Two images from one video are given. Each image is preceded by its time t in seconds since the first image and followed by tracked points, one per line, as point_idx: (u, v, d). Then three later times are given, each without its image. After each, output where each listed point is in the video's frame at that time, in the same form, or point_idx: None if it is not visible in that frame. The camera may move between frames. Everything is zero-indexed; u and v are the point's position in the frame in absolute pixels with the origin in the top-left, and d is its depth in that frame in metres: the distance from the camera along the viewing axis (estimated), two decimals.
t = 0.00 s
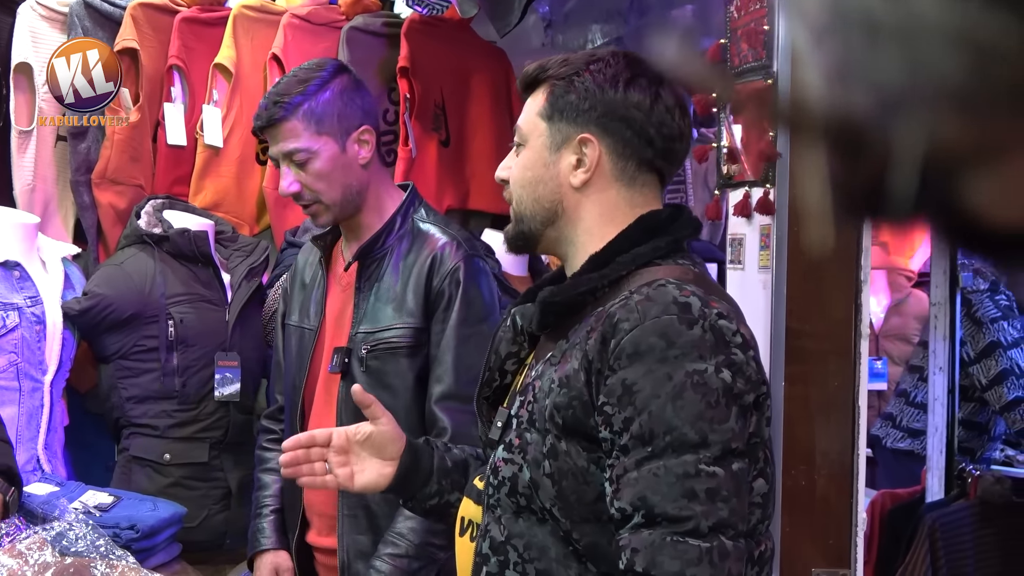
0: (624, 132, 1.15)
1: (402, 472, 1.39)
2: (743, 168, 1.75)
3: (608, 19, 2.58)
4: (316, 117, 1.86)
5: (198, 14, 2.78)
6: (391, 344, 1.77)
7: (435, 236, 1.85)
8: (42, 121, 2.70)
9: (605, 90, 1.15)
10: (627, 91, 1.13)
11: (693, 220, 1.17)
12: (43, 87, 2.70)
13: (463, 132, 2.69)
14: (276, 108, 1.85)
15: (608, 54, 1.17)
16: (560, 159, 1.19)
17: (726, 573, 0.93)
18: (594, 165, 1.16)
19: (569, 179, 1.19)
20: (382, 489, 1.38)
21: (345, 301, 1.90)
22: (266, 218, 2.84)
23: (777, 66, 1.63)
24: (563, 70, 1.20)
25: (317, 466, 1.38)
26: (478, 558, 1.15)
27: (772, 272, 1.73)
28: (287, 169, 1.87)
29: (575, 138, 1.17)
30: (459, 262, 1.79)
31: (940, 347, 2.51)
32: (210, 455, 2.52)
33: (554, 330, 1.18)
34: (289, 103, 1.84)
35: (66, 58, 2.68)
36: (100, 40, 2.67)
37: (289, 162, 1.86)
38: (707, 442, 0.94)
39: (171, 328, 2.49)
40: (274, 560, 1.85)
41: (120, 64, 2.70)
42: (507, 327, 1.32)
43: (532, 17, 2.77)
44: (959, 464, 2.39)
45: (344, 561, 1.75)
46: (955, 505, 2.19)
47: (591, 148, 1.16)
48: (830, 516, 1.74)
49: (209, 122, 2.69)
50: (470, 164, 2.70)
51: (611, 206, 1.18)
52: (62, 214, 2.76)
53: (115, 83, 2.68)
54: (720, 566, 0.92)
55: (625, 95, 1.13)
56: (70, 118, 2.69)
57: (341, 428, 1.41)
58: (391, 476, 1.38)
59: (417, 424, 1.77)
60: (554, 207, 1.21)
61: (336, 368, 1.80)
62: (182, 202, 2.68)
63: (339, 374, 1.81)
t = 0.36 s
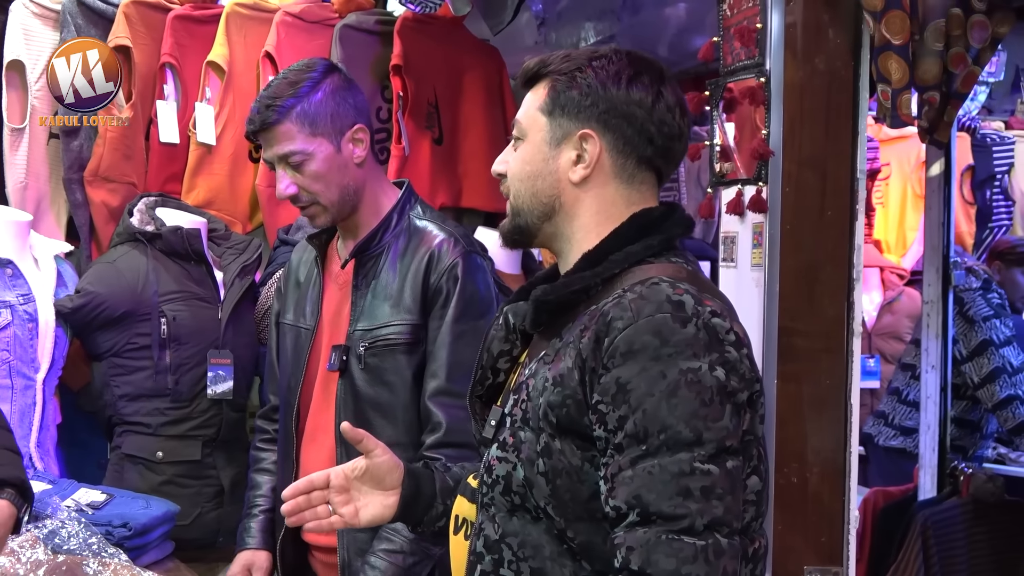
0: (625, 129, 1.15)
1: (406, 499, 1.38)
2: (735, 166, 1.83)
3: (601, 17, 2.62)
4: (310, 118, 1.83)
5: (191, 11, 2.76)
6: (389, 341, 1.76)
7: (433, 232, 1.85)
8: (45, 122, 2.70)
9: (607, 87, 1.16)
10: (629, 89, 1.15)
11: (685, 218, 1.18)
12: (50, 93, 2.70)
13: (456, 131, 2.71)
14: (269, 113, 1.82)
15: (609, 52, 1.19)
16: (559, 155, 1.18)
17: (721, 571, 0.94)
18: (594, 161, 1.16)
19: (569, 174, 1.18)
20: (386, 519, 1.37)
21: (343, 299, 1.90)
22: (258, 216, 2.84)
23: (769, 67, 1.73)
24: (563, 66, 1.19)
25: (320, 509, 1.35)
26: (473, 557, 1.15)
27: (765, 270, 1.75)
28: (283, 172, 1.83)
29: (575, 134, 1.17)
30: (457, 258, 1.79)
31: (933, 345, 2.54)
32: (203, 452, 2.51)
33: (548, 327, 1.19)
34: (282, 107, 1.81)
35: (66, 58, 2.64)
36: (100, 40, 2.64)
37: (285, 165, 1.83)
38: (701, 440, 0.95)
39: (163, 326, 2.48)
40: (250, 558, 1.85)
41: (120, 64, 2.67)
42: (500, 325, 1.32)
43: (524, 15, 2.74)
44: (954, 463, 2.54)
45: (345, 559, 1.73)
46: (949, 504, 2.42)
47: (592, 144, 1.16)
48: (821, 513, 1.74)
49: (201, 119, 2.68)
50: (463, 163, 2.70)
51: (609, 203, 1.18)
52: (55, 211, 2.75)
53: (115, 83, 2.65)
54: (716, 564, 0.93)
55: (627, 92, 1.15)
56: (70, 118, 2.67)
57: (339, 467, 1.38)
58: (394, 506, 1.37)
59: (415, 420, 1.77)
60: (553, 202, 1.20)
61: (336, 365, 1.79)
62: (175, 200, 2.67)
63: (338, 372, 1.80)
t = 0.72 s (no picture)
0: (610, 127, 1.16)
1: (397, 493, 1.39)
2: (728, 164, 1.83)
3: (594, 16, 2.61)
4: (311, 116, 1.81)
5: (184, 8, 2.76)
6: (390, 335, 1.76)
7: (437, 226, 1.86)
8: (46, 122, 2.70)
9: (589, 86, 1.16)
10: (611, 86, 1.16)
11: (677, 215, 1.18)
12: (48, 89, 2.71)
13: (450, 129, 2.71)
14: (270, 110, 1.80)
15: (589, 50, 1.19)
16: (547, 157, 1.19)
17: (713, 568, 0.94)
18: (580, 161, 1.17)
19: (556, 175, 1.19)
20: (378, 513, 1.37)
21: (343, 291, 1.89)
22: (251, 214, 2.84)
23: (762, 65, 1.73)
24: (545, 67, 1.20)
25: (312, 505, 1.31)
26: (466, 555, 1.16)
27: (757, 268, 1.75)
28: (288, 171, 1.81)
29: (561, 135, 1.17)
30: (463, 253, 1.81)
31: (924, 343, 2.58)
32: (195, 450, 2.51)
33: (541, 325, 1.19)
34: (281, 104, 1.79)
35: (66, 58, 2.65)
36: (100, 40, 2.66)
37: (288, 163, 1.81)
38: (694, 438, 0.96)
39: (156, 324, 2.48)
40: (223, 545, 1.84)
41: (120, 64, 2.69)
42: (493, 324, 1.33)
43: (518, 13, 2.77)
44: (946, 462, 2.57)
45: (336, 555, 1.73)
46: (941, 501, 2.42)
47: (578, 145, 1.17)
48: (814, 510, 1.76)
49: (194, 117, 2.67)
50: (456, 160, 2.70)
51: (599, 202, 1.19)
52: (48, 209, 2.74)
53: (115, 83, 2.66)
54: (709, 561, 0.94)
55: (609, 91, 1.16)
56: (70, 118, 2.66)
57: (329, 462, 1.34)
58: (386, 500, 1.37)
59: (413, 416, 1.77)
60: (542, 205, 1.21)
61: (332, 358, 1.78)
62: (167, 198, 2.66)
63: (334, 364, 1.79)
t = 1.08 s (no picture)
0: (588, 132, 1.16)
1: (394, 458, 1.40)
2: (720, 162, 1.83)
3: (586, 14, 2.61)
4: (318, 112, 1.79)
5: (175, 8, 2.76)
6: (397, 330, 1.76)
7: (444, 223, 1.86)
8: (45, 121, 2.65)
9: (564, 92, 1.16)
10: (586, 91, 1.16)
11: (670, 214, 1.19)
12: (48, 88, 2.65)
13: (442, 129, 2.70)
14: (276, 106, 1.78)
15: (559, 53, 1.19)
16: (528, 165, 1.20)
17: (716, 563, 0.95)
18: (562, 168, 1.18)
19: (538, 184, 1.20)
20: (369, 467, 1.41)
21: (345, 286, 1.88)
22: (243, 213, 2.84)
23: (753, 63, 1.75)
24: (522, 73, 1.20)
25: (321, 419, 1.46)
26: (463, 553, 1.16)
27: (750, 267, 1.76)
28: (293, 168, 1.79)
29: (540, 144, 1.18)
30: (472, 253, 1.81)
31: (918, 341, 2.59)
32: (189, 450, 2.51)
33: (536, 325, 1.19)
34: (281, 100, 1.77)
35: (66, 58, 2.63)
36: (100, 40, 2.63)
37: (293, 159, 1.79)
38: (696, 435, 0.97)
39: (149, 324, 2.48)
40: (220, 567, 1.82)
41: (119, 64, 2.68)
42: (483, 322, 1.33)
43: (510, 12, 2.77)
44: (939, 459, 2.60)
45: (339, 556, 1.73)
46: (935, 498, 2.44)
47: (558, 153, 1.17)
48: (808, 508, 1.77)
49: (187, 117, 2.66)
50: (449, 159, 2.71)
51: (585, 206, 1.20)
52: (39, 209, 2.72)
53: (115, 83, 2.66)
54: (712, 557, 0.95)
55: (585, 95, 1.16)
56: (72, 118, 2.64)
57: (356, 397, 1.45)
58: (380, 460, 1.40)
59: (419, 413, 1.76)
60: (527, 213, 1.22)
61: (337, 353, 1.77)
62: (160, 198, 2.66)
63: (338, 359, 1.78)
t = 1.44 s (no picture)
0: (586, 129, 1.17)
1: (383, 460, 1.40)
2: (712, 162, 1.84)
3: (578, 14, 2.61)
4: (328, 113, 1.79)
5: (167, 9, 2.74)
6: (401, 339, 1.73)
7: (448, 231, 1.85)
8: (46, 121, 2.65)
9: (563, 89, 1.17)
10: (585, 88, 1.17)
11: (658, 214, 1.20)
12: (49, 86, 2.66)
13: (435, 130, 2.71)
14: (284, 104, 1.77)
15: (559, 51, 1.20)
16: (524, 161, 1.20)
17: (709, 561, 0.96)
18: (558, 165, 1.18)
19: (535, 180, 1.20)
20: (359, 468, 1.41)
21: (347, 292, 1.85)
22: (236, 214, 2.83)
23: (745, 63, 1.75)
24: (521, 70, 1.21)
25: (313, 420, 1.47)
26: (454, 554, 1.16)
27: (742, 266, 1.77)
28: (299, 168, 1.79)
29: (537, 140, 1.19)
30: (477, 262, 1.79)
31: (910, 339, 2.61)
32: (182, 451, 2.50)
33: (527, 325, 1.20)
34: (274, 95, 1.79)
35: (65, 58, 2.62)
36: (100, 40, 2.63)
37: (299, 160, 1.79)
38: (688, 433, 0.98)
39: (141, 325, 2.48)
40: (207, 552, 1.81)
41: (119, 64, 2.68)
42: (473, 323, 1.34)
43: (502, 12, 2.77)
44: (932, 457, 2.61)
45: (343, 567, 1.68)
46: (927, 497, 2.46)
47: (555, 149, 1.18)
48: (801, 506, 1.78)
49: (178, 118, 2.66)
50: (441, 160, 2.70)
51: (578, 205, 1.20)
52: (32, 211, 2.72)
53: (114, 83, 2.67)
54: (704, 555, 0.96)
55: (584, 93, 1.17)
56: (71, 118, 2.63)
57: (348, 400, 1.46)
58: (369, 462, 1.41)
59: (423, 421, 1.74)
60: (522, 210, 1.22)
61: (339, 362, 1.75)
62: (152, 199, 2.65)
63: (340, 368, 1.76)
